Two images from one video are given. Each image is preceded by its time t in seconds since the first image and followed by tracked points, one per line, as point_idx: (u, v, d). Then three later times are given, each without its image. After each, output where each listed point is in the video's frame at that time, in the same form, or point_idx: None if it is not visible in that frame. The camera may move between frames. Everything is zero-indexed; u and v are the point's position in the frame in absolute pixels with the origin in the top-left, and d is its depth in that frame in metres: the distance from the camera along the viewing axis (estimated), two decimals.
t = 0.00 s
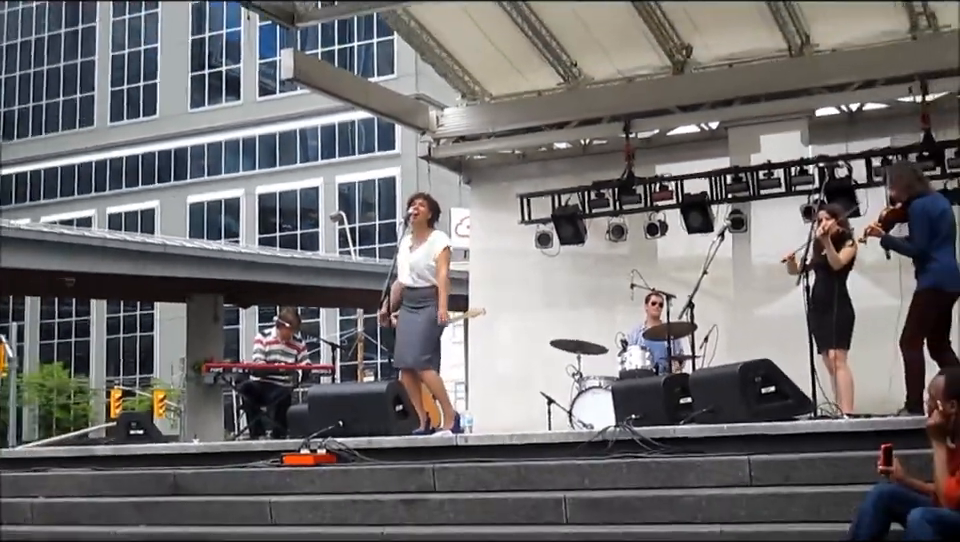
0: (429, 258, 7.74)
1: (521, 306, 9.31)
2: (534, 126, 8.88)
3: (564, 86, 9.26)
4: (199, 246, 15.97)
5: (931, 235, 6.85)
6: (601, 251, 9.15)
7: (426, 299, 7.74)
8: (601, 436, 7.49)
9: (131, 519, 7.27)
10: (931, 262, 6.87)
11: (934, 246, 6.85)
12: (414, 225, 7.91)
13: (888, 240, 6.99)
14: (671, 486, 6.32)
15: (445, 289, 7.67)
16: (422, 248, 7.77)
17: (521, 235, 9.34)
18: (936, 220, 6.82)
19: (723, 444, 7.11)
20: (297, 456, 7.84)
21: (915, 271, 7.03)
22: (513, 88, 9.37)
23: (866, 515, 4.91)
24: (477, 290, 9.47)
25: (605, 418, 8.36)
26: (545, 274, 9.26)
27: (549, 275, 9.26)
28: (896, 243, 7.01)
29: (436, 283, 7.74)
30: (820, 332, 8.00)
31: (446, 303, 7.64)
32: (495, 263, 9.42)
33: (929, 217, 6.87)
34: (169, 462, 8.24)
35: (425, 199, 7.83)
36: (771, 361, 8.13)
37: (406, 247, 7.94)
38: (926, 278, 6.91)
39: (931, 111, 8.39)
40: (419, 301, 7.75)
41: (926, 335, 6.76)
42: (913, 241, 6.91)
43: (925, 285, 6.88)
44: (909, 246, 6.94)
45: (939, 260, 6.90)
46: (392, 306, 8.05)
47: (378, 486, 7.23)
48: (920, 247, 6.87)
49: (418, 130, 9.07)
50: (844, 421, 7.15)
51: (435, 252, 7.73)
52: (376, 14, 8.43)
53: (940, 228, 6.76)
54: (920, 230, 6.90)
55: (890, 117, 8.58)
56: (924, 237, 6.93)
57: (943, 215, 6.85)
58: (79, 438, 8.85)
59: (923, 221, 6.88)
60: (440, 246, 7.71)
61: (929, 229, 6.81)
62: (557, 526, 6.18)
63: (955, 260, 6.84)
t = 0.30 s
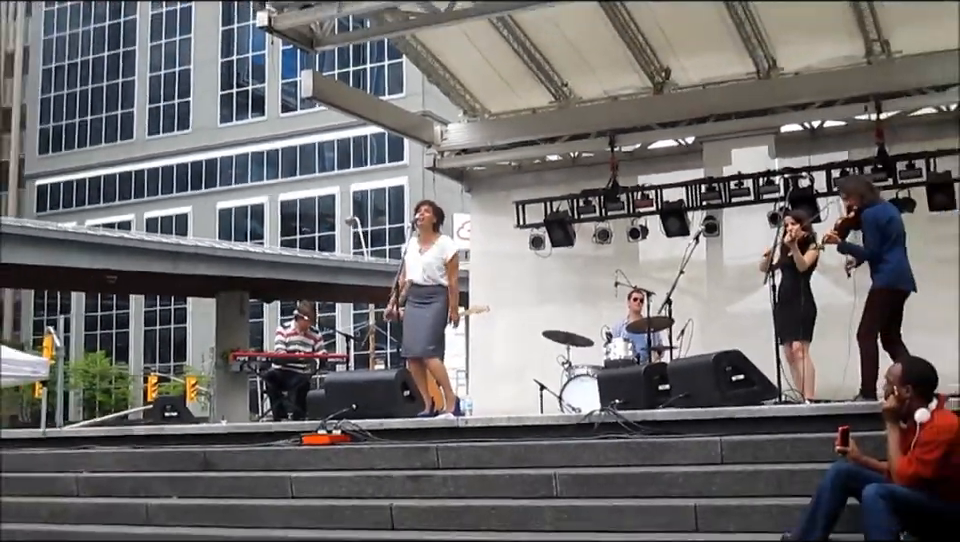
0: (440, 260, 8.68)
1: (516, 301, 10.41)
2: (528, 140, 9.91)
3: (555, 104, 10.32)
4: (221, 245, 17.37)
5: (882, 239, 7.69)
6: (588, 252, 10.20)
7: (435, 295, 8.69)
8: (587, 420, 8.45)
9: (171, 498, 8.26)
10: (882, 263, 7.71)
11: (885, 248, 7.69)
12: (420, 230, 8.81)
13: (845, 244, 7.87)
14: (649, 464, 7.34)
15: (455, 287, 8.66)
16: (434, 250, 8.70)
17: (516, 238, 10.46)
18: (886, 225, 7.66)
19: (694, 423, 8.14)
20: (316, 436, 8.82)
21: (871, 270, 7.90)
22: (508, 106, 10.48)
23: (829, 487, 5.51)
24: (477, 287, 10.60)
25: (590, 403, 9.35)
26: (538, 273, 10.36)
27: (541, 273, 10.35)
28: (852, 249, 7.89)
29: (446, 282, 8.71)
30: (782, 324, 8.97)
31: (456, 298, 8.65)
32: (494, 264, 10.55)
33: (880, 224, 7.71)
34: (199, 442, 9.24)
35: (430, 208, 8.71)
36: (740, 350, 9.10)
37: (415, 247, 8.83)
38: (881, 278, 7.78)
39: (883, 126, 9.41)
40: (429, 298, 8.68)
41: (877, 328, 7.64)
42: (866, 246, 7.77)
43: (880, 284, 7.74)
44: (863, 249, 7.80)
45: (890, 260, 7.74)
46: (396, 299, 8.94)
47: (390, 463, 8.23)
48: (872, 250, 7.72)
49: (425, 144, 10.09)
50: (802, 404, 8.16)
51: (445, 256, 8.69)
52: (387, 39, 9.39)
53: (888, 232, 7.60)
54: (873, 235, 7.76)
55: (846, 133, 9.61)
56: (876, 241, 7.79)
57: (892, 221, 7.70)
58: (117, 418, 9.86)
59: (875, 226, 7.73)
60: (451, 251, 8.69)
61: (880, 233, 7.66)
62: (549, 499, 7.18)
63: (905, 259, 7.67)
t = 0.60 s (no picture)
0: (446, 258, 9.91)
1: (510, 298, 11.59)
2: (521, 153, 11.00)
3: (546, 120, 11.52)
4: (245, 245, 19.29)
5: (835, 247, 8.68)
6: (575, 254, 11.36)
7: (441, 288, 9.89)
8: (574, 404, 9.47)
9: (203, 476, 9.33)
10: (840, 267, 8.69)
11: (839, 254, 8.67)
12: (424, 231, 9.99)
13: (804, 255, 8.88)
14: (626, 442, 8.40)
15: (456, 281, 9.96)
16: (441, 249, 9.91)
17: (510, 241, 11.62)
18: (837, 234, 8.65)
19: (667, 406, 9.22)
20: (330, 418, 9.86)
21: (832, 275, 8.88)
22: (504, 120, 11.61)
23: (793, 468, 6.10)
24: (475, 285, 11.79)
25: (577, 388, 10.41)
26: (530, 272, 11.52)
27: (533, 272, 11.51)
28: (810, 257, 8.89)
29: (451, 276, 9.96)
30: (751, 319, 9.88)
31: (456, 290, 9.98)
32: (490, 264, 11.72)
33: (831, 233, 8.71)
34: (226, 424, 10.34)
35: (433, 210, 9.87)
36: (712, 342, 10.14)
37: (422, 247, 10.00)
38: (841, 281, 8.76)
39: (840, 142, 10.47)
40: (436, 290, 9.88)
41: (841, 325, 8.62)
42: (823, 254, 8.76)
43: (841, 286, 8.72)
44: (822, 257, 8.79)
45: (847, 264, 8.71)
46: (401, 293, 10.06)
47: (396, 442, 9.28)
48: (829, 258, 8.71)
49: (430, 157, 11.20)
50: (764, 390, 9.24)
51: (451, 254, 9.94)
52: (396, 61, 10.47)
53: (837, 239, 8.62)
54: (827, 245, 8.76)
55: (807, 147, 10.68)
56: (832, 249, 8.77)
57: (842, 229, 8.69)
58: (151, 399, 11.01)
59: (827, 236, 8.72)
60: (455, 250, 9.94)
61: (832, 242, 8.65)
62: (538, 474, 8.23)
63: (858, 262, 8.64)
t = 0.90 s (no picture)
0: (450, 255, 10.97)
1: (506, 294, 12.58)
2: (516, 161, 11.93)
3: (541, 131, 12.48)
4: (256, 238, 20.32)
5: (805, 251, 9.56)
6: (566, 254, 12.30)
7: (445, 283, 10.94)
8: (566, 393, 10.38)
9: (226, 459, 10.26)
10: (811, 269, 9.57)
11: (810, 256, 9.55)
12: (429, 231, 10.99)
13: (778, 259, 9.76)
14: (613, 427, 9.29)
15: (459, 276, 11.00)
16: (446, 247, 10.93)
17: (506, 242, 12.60)
18: (807, 238, 9.54)
19: (649, 395, 10.13)
20: (342, 406, 10.76)
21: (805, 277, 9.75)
22: (501, 131, 12.54)
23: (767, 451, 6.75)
24: (475, 282, 12.78)
25: (568, 378, 11.33)
26: (524, 271, 12.49)
27: (527, 271, 12.49)
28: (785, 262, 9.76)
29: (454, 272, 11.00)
30: (729, 315, 10.68)
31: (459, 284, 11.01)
32: (488, 264, 12.70)
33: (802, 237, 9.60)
34: (246, 411, 11.27)
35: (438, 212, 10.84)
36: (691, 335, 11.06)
37: (426, 246, 11.01)
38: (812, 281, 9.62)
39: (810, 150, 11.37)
40: (441, 285, 10.94)
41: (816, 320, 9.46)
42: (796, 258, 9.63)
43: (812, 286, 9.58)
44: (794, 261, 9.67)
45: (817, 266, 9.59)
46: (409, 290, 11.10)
47: (402, 428, 10.17)
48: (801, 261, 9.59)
49: (433, 165, 12.15)
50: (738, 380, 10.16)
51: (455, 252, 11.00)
52: (402, 75, 11.38)
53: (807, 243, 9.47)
54: (798, 248, 9.60)
55: (780, 155, 11.59)
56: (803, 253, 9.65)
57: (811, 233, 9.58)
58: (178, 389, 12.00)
59: (798, 240, 9.61)
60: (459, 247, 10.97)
61: (803, 246, 9.53)
62: (533, 457, 9.14)
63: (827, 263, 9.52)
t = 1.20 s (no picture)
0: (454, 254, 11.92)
1: (505, 291, 13.56)
2: (514, 167, 12.89)
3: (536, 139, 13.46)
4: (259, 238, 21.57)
5: (785, 244, 10.41)
6: (559, 253, 13.29)
7: (450, 279, 11.86)
8: (560, 381, 11.31)
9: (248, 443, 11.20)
10: (787, 261, 10.43)
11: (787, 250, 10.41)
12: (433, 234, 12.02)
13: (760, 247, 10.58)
14: (603, 413, 10.22)
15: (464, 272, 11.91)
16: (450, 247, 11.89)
17: (504, 242, 13.58)
18: (789, 233, 10.35)
19: (636, 383, 11.09)
20: (353, 394, 11.71)
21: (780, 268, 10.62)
22: (498, 141, 13.51)
23: (745, 436, 7.54)
24: (475, 280, 13.76)
25: (561, 367, 12.31)
26: (522, 269, 13.47)
27: (524, 269, 13.47)
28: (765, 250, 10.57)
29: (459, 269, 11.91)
30: (708, 309, 11.65)
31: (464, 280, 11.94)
32: (487, 263, 13.68)
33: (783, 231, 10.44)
34: (265, 399, 12.24)
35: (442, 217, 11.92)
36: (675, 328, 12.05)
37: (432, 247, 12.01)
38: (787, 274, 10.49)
39: (784, 157, 12.33)
40: (447, 282, 11.86)
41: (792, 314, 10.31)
42: (774, 250, 10.49)
43: (786, 278, 10.43)
44: (773, 251, 10.50)
45: (793, 259, 10.44)
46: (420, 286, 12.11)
47: (409, 414, 11.12)
48: (779, 253, 10.45)
49: (436, 172, 13.11)
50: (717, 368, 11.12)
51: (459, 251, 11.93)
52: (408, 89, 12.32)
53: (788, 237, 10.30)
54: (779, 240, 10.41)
55: (757, 161, 12.55)
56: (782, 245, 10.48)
57: (793, 229, 10.41)
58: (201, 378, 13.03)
59: (781, 233, 10.41)
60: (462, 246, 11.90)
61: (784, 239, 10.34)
62: (530, 440, 10.08)
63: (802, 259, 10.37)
